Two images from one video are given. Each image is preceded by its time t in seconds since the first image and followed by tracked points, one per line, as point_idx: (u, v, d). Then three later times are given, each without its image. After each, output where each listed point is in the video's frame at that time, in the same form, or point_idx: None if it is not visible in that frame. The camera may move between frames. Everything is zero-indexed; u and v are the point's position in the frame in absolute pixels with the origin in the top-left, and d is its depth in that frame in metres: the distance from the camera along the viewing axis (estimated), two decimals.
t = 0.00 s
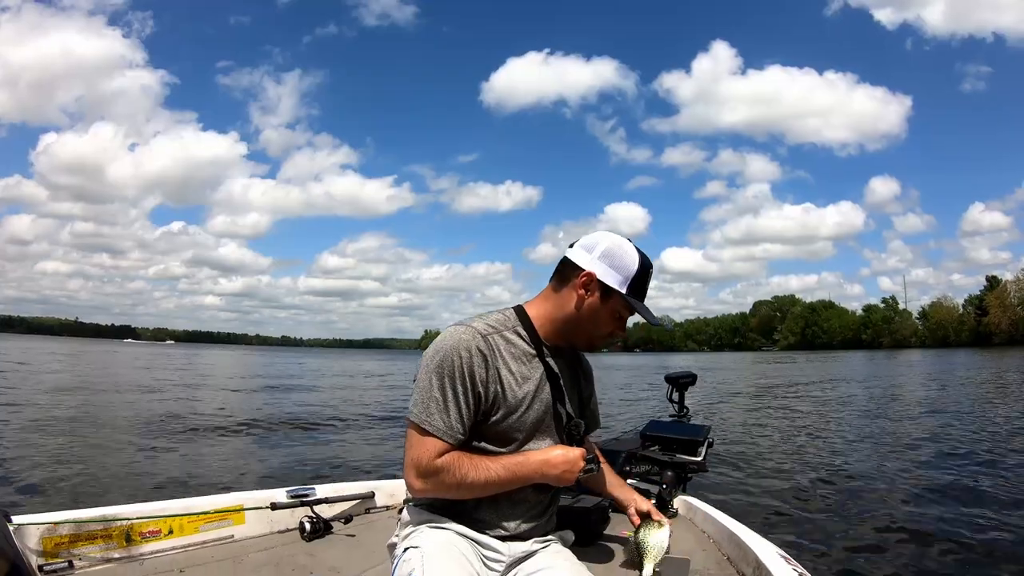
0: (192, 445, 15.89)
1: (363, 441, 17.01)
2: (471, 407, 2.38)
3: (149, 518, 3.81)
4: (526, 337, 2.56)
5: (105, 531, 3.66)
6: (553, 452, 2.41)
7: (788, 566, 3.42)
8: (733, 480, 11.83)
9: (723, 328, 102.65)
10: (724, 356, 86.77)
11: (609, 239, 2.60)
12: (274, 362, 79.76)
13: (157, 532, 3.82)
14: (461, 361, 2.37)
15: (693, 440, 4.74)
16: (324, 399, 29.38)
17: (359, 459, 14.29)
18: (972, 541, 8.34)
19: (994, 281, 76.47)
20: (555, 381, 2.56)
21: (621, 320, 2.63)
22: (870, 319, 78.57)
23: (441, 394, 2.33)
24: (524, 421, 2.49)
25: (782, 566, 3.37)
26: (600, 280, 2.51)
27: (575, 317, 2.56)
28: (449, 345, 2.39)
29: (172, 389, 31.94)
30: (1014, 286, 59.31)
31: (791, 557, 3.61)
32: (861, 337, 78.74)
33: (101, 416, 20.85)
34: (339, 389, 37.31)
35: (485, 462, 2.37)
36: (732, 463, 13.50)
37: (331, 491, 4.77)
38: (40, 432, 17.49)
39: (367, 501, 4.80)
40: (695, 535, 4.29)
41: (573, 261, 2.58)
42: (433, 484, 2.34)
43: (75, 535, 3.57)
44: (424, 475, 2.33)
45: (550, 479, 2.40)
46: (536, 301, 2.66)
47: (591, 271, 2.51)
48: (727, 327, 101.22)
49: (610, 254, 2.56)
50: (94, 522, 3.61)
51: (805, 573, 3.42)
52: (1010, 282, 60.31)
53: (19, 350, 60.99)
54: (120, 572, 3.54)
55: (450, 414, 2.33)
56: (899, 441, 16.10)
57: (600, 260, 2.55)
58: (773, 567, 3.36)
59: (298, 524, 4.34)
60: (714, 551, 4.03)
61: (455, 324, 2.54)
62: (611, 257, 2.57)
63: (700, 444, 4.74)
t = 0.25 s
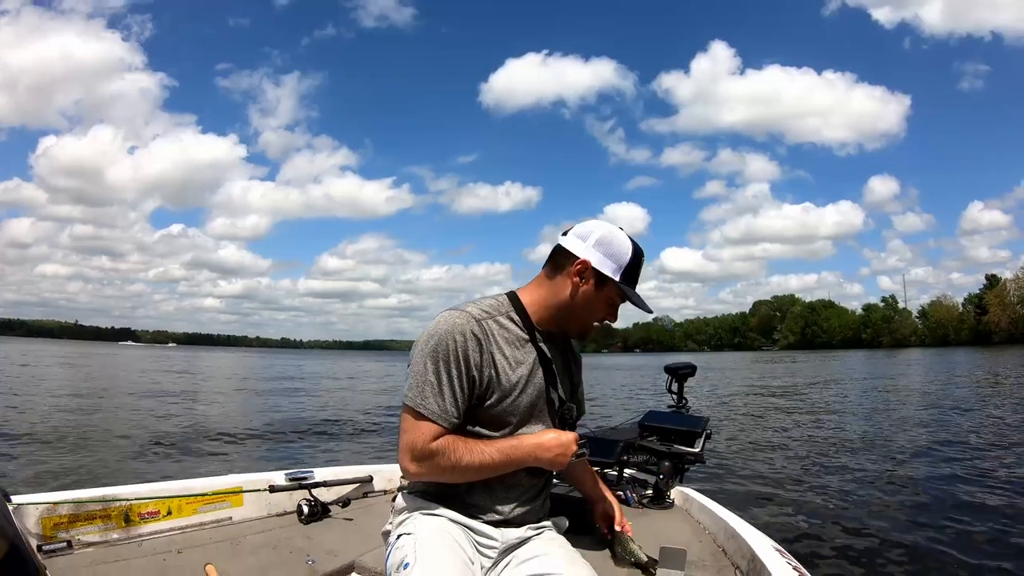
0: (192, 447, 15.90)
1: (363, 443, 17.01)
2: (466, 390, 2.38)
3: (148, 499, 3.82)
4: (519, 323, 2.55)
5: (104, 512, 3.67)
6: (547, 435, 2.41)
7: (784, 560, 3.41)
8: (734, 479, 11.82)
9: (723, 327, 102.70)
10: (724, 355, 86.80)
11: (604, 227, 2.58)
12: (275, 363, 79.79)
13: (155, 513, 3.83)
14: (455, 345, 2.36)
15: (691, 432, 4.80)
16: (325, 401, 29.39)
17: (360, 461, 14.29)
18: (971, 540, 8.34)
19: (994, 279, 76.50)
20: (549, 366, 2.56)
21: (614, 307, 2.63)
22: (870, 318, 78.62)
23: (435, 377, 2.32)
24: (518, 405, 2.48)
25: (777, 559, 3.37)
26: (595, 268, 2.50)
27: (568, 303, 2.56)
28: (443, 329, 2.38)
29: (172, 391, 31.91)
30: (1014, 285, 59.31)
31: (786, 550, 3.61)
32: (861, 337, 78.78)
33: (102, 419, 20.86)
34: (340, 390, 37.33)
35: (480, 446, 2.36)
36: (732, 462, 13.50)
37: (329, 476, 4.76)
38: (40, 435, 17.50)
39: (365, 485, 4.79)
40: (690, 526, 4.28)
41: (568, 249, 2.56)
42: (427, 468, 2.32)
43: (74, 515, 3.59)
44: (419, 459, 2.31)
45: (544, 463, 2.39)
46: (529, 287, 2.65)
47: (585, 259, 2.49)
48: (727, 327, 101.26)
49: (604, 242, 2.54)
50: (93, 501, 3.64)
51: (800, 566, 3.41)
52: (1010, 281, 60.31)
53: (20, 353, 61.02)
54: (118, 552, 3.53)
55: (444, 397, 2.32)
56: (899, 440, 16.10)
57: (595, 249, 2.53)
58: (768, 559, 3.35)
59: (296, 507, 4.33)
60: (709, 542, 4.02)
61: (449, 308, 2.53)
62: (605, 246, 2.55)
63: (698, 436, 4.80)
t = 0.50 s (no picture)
0: (193, 448, 15.91)
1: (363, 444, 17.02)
2: (467, 382, 2.39)
3: (150, 497, 3.82)
4: (521, 316, 2.57)
5: (105, 510, 3.67)
6: (549, 427, 2.42)
7: (784, 554, 3.42)
8: (735, 480, 11.84)
9: (723, 328, 102.80)
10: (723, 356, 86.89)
11: (605, 221, 2.60)
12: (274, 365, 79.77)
13: (157, 511, 3.83)
14: (457, 336, 2.37)
15: (691, 426, 4.84)
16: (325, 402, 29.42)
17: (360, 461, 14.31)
18: (971, 540, 8.36)
19: (993, 280, 76.63)
20: (551, 359, 2.57)
21: (615, 301, 2.65)
22: (869, 318, 78.73)
23: (438, 368, 2.33)
24: (519, 397, 2.49)
25: (777, 553, 3.38)
26: (596, 261, 2.52)
27: (570, 297, 2.57)
28: (445, 321, 2.40)
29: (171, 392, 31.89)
30: (1013, 286, 59.38)
31: (786, 545, 3.62)
32: (860, 337, 78.88)
33: (101, 420, 20.86)
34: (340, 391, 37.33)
35: (482, 437, 2.37)
36: (733, 463, 13.51)
37: (330, 472, 4.77)
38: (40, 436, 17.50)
39: (366, 481, 4.80)
40: (691, 520, 4.29)
41: (569, 243, 2.59)
42: (429, 459, 2.33)
43: (75, 513, 3.59)
44: (421, 449, 2.32)
45: (545, 454, 2.40)
46: (531, 281, 2.66)
47: (587, 252, 2.52)
48: (726, 328, 101.35)
49: (605, 236, 2.56)
50: (95, 499, 3.64)
51: (800, 561, 3.43)
52: (1009, 282, 60.39)
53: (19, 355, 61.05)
54: (120, 550, 3.53)
55: (447, 388, 2.33)
56: (899, 440, 16.12)
57: (596, 243, 2.56)
58: (769, 553, 3.36)
59: (297, 503, 4.34)
60: (710, 536, 4.04)
61: (451, 302, 2.54)
62: (607, 239, 2.57)
63: (698, 430, 4.85)
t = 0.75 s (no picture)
0: (193, 449, 15.88)
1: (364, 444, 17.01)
2: (475, 394, 2.39)
3: (155, 515, 3.80)
4: (529, 326, 2.57)
5: (111, 529, 3.63)
6: (557, 439, 2.42)
7: (793, 554, 3.43)
8: (737, 482, 11.82)
9: (722, 329, 102.83)
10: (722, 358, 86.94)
11: (615, 232, 2.60)
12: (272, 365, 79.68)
13: (162, 529, 3.81)
14: (464, 348, 2.38)
15: (695, 429, 4.80)
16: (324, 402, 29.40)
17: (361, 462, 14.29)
18: (973, 541, 8.36)
19: (992, 282, 76.73)
20: (558, 370, 2.57)
21: (624, 312, 2.64)
22: (869, 320, 78.78)
23: (445, 380, 2.34)
24: (528, 408, 2.49)
25: (786, 552, 3.38)
26: (605, 271, 2.52)
27: (578, 307, 2.57)
28: (453, 332, 2.40)
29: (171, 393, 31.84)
30: (1012, 289, 59.45)
31: (794, 545, 3.63)
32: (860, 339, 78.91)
33: (101, 421, 20.82)
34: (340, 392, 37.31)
35: (489, 449, 2.37)
36: (734, 465, 13.48)
37: (335, 486, 4.78)
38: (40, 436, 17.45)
39: (371, 494, 4.80)
40: (698, 523, 4.29)
41: (578, 252, 2.59)
42: (435, 470, 2.34)
43: (80, 533, 3.55)
44: (427, 461, 2.33)
45: (553, 466, 2.40)
46: (540, 291, 2.67)
47: (596, 262, 2.52)
48: (725, 329, 101.39)
49: (614, 246, 2.56)
50: (100, 519, 3.59)
51: (809, 560, 3.43)
52: (1009, 284, 60.46)
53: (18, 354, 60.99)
54: (125, 569, 3.51)
55: (453, 400, 2.34)
56: (900, 442, 16.10)
57: (605, 252, 2.55)
58: (777, 553, 3.37)
59: (303, 518, 4.33)
60: (717, 539, 4.04)
61: (459, 312, 2.55)
62: (616, 250, 2.57)
63: (702, 433, 4.80)
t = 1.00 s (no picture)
0: (193, 447, 15.86)
1: (364, 444, 17.00)
2: (481, 411, 2.41)
3: (159, 536, 3.78)
4: (536, 342, 2.58)
5: (115, 551, 3.66)
6: (563, 456, 2.43)
7: (801, 560, 3.44)
8: (738, 484, 11.79)
9: (722, 330, 102.80)
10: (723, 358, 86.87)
11: (621, 244, 2.61)
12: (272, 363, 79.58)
13: (167, 550, 3.77)
14: (470, 365, 2.39)
15: (699, 437, 4.79)
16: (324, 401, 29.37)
17: (361, 461, 14.27)
18: (974, 544, 8.37)
19: (992, 284, 76.73)
20: (564, 386, 2.58)
21: (631, 326, 2.64)
22: (869, 322, 78.74)
23: (451, 397, 2.36)
24: (534, 425, 2.51)
25: (794, 559, 3.40)
26: (609, 284, 2.53)
27: (584, 321, 2.58)
28: (458, 349, 2.42)
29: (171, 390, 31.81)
30: (1012, 291, 59.43)
31: (802, 551, 3.64)
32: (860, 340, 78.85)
33: (101, 418, 20.77)
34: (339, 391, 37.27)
35: (494, 467, 2.39)
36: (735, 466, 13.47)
37: (339, 504, 4.79)
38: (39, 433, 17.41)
39: (375, 511, 4.80)
40: (704, 532, 4.30)
41: (584, 266, 2.60)
42: (441, 488, 2.36)
43: (84, 556, 3.56)
44: (433, 479, 2.35)
45: (559, 483, 2.41)
46: (546, 305, 2.68)
47: (600, 276, 2.53)
48: (726, 330, 101.36)
49: (619, 259, 2.57)
50: (103, 541, 3.63)
51: (817, 566, 3.45)
52: (1009, 286, 60.45)
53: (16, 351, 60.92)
54: None
55: (459, 417, 2.36)
56: (901, 444, 16.09)
57: (610, 266, 2.56)
58: (786, 560, 3.38)
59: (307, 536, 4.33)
60: (724, 546, 4.05)
61: (465, 329, 2.56)
62: (621, 262, 2.58)
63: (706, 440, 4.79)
